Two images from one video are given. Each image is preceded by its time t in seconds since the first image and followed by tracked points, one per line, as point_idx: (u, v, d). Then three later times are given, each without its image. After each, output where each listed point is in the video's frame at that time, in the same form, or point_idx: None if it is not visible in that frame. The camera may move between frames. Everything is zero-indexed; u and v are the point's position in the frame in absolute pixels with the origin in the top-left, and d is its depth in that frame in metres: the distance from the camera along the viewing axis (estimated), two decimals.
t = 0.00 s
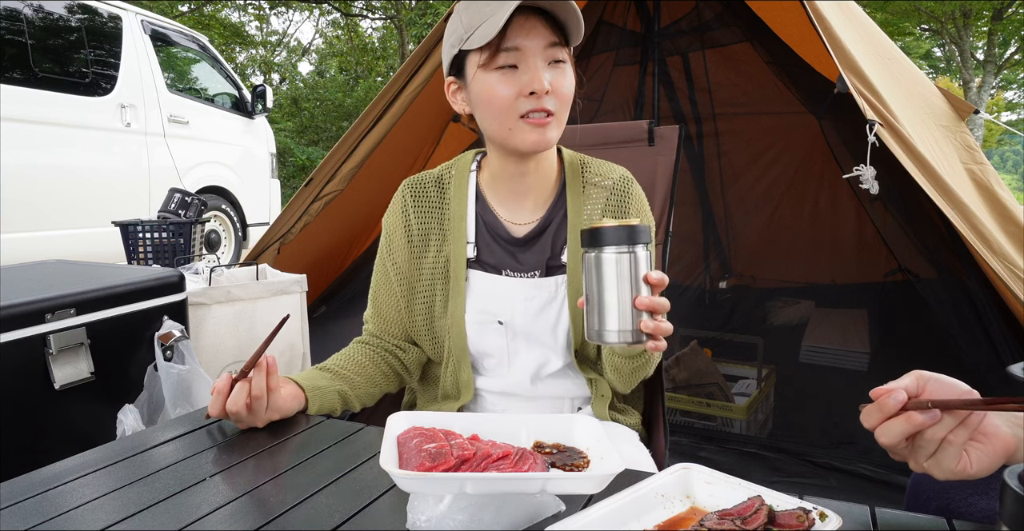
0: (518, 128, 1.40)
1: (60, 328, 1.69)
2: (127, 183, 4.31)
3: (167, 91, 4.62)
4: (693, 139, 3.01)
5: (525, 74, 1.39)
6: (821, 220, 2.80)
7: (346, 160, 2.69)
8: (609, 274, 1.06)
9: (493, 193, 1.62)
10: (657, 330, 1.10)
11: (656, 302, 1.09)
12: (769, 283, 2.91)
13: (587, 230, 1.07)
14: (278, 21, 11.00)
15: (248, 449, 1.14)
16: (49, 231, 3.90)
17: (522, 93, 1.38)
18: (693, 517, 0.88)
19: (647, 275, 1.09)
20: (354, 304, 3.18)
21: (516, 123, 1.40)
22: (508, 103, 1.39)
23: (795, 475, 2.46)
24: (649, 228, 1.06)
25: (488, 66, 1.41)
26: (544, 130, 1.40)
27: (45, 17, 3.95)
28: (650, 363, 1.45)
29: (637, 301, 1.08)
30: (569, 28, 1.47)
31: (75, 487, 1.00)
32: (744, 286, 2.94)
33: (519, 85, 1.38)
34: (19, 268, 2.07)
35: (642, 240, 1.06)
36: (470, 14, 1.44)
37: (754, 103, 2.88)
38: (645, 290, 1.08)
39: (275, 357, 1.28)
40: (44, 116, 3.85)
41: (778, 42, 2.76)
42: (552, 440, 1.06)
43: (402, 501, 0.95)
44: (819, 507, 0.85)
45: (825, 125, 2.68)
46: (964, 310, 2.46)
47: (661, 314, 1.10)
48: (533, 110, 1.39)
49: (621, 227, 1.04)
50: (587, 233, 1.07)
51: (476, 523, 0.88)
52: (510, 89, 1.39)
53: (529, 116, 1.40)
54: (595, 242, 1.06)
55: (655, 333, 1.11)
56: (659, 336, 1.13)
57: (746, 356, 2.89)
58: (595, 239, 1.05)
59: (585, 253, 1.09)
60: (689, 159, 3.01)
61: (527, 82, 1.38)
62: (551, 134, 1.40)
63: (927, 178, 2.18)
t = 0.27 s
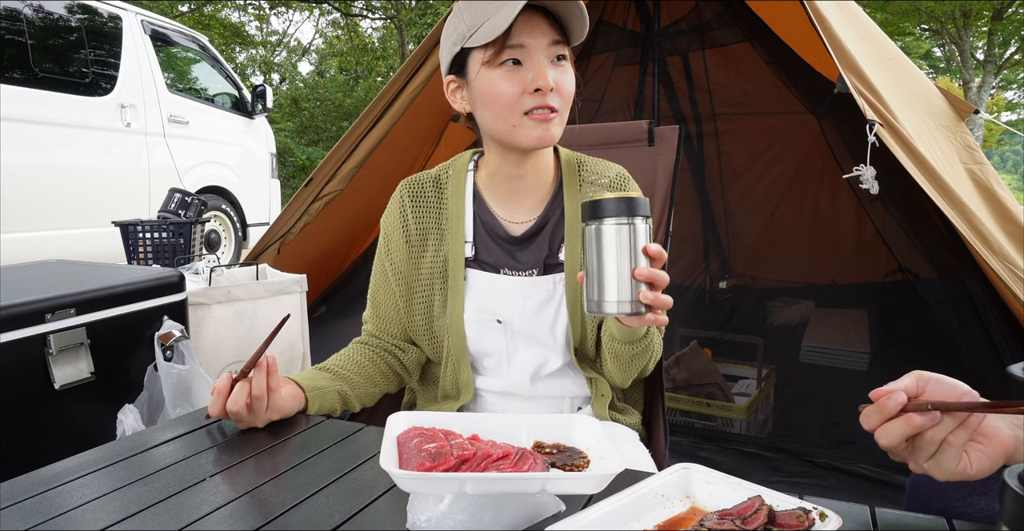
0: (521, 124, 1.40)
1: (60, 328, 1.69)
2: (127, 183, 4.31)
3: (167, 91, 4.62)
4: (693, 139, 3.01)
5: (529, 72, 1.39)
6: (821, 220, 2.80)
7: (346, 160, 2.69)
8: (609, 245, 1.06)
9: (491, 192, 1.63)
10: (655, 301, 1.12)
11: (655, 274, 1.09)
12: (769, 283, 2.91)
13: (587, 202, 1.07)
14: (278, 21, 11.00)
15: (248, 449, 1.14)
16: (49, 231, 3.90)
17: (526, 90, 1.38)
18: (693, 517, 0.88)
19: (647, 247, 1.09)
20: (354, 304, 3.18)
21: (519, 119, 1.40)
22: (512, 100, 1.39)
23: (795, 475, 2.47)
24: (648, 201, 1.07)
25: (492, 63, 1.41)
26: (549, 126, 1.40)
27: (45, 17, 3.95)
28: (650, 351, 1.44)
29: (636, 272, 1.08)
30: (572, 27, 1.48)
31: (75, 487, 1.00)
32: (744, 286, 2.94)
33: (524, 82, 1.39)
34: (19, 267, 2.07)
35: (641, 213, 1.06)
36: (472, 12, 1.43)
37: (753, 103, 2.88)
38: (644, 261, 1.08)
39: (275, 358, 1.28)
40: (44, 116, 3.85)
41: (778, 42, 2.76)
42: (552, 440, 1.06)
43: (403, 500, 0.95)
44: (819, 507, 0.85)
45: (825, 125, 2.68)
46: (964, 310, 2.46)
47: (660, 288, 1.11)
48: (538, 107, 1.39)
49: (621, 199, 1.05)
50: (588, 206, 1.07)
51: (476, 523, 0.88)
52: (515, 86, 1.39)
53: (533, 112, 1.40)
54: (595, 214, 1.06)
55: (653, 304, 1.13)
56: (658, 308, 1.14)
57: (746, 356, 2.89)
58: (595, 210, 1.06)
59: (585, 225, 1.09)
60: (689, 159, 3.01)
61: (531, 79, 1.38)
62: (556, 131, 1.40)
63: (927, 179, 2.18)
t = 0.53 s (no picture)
0: (521, 124, 1.41)
1: (60, 328, 1.69)
2: (127, 183, 4.31)
3: (167, 91, 4.62)
4: (693, 139, 3.01)
5: (532, 72, 1.39)
6: (821, 220, 2.80)
7: (346, 160, 2.69)
8: (609, 238, 1.07)
9: (487, 191, 1.63)
10: (660, 290, 1.11)
11: (657, 264, 1.09)
12: (769, 283, 2.91)
13: (584, 196, 1.07)
14: (278, 21, 11.00)
15: (248, 449, 1.14)
16: (50, 231, 3.90)
17: (527, 90, 1.39)
18: (693, 517, 0.88)
19: (647, 238, 1.09)
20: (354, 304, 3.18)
21: (519, 119, 1.40)
22: (512, 99, 1.40)
23: (795, 475, 2.47)
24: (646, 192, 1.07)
25: (495, 61, 1.41)
26: (546, 128, 1.41)
27: (45, 17, 3.95)
28: (648, 348, 1.44)
29: (638, 263, 1.08)
30: (576, 31, 1.48)
31: (75, 487, 1.00)
32: (744, 286, 2.94)
33: (525, 82, 1.39)
34: (19, 267, 2.07)
35: (639, 204, 1.06)
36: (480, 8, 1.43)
37: (752, 103, 2.88)
38: (645, 252, 1.08)
39: (275, 358, 1.28)
40: (44, 116, 3.85)
41: (778, 42, 2.76)
42: (551, 441, 1.06)
43: (403, 501, 0.95)
44: (819, 507, 0.85)
45: (825, 125, 2.69)
46: (964, 309, 2.47)
47: (663, 277, 1.10)
48: (537, 107, 1.40)
49: (616, 191, 1.04)
50: (584, 199, 1.07)
51: (476, 523, 0.88)
52: (516, 85, 1.39)
53: (533, 112, 1.40)
54: (593, 208, 1.06)
55: (658, 294, 1.12)
56: (663, 297, 1.14)
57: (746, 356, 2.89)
58: (592, 204, 1.06)
59: (584, 219, 1.10)
60: (689, 159, 3.01)
61: (534, 80, 1.38)
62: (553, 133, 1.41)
63: (927, 179, 2.18)
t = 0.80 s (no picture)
0: (515, 128, 1.41)
1: (60, 328, 1.69)
2: (127, 183, 4.31)
3: (167, 91, 4.62)
4: (692, 139, 3.01)
5: (528, 78, 1.39)
6: (821, 220, 2.80)
7: (346, 160, 2.69)
8: (614, 246, 1.06)
9: (485, 191, 1.63)
10: (667, 296, 1.12)
11: (665, 270, 1.09)
12: (769, 283, 2.91)
13: (589, 204, 1.08)
14: (278, 21, 11.00)
15: (248, 449, 1.14)
16: (50, 231, 3.90)
17: (523, 95, 1.39)
18: (693, 517, 0.88)
19: (653, 244, 1.09)
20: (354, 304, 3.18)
21: (514, 124, 1.41)
22: (508, 104, 1.40)
23: (795, 475, 2.47)
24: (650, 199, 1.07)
25: (492, 65, 1.41)
26: (541, 133, 1.42)
27: (45, 17, 3.95)
28: (647, 350, 1.45)
29: (646, 269, 1.08)
30: (573, 36, 1.47)
31: (75, 487, 1.00)
32: (744, 286, 2.94)
33: (521, 87, 1.39)
34: (19, 267, 2.07)
35: (643, 211, 1.06)
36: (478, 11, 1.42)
37: (751, 103, 2.89)
38: (652, 259, 1.08)
39: (276, 358, 1.28)
40: (44, 116, 3.85)
41: (778, 42, 2.77)
42: (552, 441, 1.06)
43: (403, 501, 0.95)
44: (819, 507, 0.85)
45: (825, 125, 2.69)
46: (964, 309, 2.47)
47: (671, 282, 1.10)
48: (532, 113, 1.40)
49: (622, 198, 1.05)
50: (589, 208, 1.08)
51: (476, 523, 0.88)
52: (512, 90, 1.40)
53: (527, 117, 1.41)
54: (597, 215, 1.06)
55: (665, 300, 1.12)
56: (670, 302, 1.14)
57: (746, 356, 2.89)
58: (596, 212, 1.06)
59: (589, 227, 1.10)
60: (689, 159, 3.01)
61: (529, 85, 1.39)
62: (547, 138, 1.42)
63: (927, 179, 2.18)
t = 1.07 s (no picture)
0: (511, 129, 1.41)
1: (60, 328, 1.69)
2: (127, 183, 4.31)
3: (167, 91, 4.62)
4: (692, 139, 3.01)
5: (522, 80, 1.39)
6: (821, 220, 2.80)
7: (346, 160, 2.69)
8: (613, 248, 1.06)
9: (487, 190, 1.63)
10: (667, 297, 1.12)
11: (664, 271, 1.09)
12: (769, 283, 2.91)
13: (588, 207, 1.08)
14: (278, 21, 10.99)
15: (248, 449, 1.14)
16: (50, 231, 3.90)
17: (518, 97, 1.39)
18: (693, 517, 0.88)
19: (653, 245, 1.09)
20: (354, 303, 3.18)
21: (510, 125, 1.41)
22: (503, 106, 1.40)
23: (795, 475, 2.47)
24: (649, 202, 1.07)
25: (487, 68, 1.41)
26: (537, 135, 1.42)
27: (45, 17, 3.95)
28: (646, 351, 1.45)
29: (646, 271, 1.08)
30: (568, 37, 1.47)
31: (75, 487, 1.00)
32: (744, 286, 2.94)
33: (516, 89, 1.39)
34: (19, 267, 2.07)
35: (642, 213, 1.06)
36: (474, 14, 1.42)
37: (751, 103, 2.89)
38: (651, 260, 1.09)
39: (276, 358, 1.28)
40: (44, 116, 3.85)
41: (778, 42, 2.77)
42: (551, 440, 1.06)
43: (403, 501, 0.95)
44: (819, 507, 0.85)
45: (825, 125, 2.69)
46: (964, 309, 2.47)
47: (670, 283, 1.10)
48: (527, 114, 1.40)
49: (621, 200, 1.05)
50: (588, 211, 1.08)
51: (476, 523, 0.88)
52: (507, 92, 1.40)
53: (523, 119, 1.41)
54: (596, 218, 1.07)
55: (664, 301, 1.12)
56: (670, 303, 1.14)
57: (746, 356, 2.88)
58: (595, 215, 1.06)
59: (588, 231, 1.10)
60: (689, 159, 3.01)
61: (524, 87, 1.38)
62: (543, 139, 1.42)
63: (927, 179, 2.18)
